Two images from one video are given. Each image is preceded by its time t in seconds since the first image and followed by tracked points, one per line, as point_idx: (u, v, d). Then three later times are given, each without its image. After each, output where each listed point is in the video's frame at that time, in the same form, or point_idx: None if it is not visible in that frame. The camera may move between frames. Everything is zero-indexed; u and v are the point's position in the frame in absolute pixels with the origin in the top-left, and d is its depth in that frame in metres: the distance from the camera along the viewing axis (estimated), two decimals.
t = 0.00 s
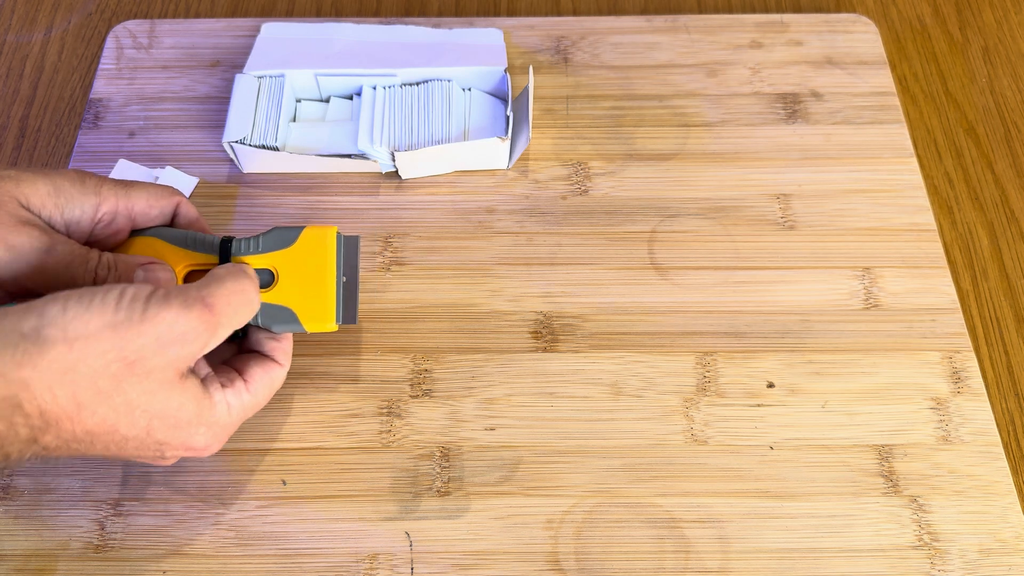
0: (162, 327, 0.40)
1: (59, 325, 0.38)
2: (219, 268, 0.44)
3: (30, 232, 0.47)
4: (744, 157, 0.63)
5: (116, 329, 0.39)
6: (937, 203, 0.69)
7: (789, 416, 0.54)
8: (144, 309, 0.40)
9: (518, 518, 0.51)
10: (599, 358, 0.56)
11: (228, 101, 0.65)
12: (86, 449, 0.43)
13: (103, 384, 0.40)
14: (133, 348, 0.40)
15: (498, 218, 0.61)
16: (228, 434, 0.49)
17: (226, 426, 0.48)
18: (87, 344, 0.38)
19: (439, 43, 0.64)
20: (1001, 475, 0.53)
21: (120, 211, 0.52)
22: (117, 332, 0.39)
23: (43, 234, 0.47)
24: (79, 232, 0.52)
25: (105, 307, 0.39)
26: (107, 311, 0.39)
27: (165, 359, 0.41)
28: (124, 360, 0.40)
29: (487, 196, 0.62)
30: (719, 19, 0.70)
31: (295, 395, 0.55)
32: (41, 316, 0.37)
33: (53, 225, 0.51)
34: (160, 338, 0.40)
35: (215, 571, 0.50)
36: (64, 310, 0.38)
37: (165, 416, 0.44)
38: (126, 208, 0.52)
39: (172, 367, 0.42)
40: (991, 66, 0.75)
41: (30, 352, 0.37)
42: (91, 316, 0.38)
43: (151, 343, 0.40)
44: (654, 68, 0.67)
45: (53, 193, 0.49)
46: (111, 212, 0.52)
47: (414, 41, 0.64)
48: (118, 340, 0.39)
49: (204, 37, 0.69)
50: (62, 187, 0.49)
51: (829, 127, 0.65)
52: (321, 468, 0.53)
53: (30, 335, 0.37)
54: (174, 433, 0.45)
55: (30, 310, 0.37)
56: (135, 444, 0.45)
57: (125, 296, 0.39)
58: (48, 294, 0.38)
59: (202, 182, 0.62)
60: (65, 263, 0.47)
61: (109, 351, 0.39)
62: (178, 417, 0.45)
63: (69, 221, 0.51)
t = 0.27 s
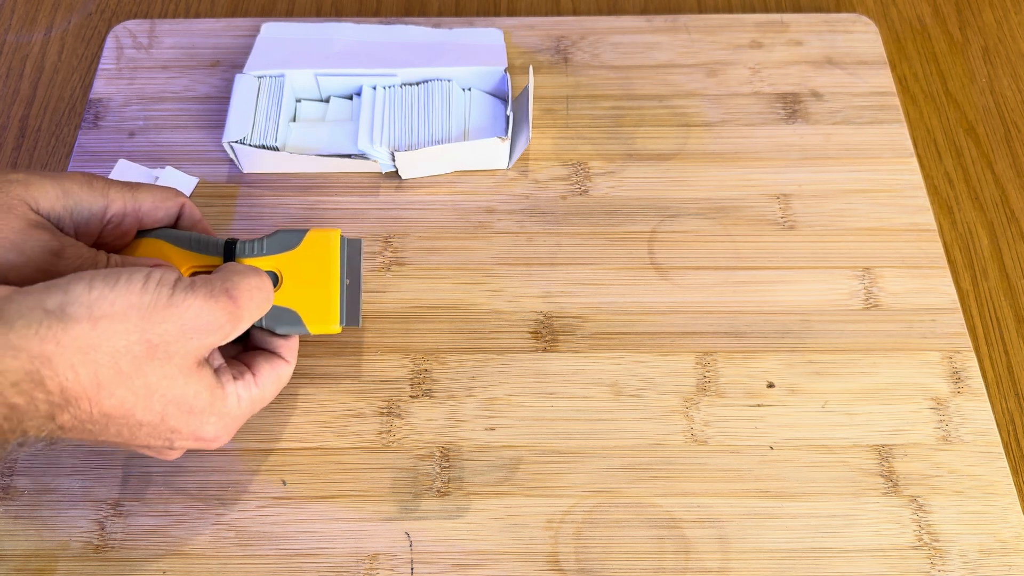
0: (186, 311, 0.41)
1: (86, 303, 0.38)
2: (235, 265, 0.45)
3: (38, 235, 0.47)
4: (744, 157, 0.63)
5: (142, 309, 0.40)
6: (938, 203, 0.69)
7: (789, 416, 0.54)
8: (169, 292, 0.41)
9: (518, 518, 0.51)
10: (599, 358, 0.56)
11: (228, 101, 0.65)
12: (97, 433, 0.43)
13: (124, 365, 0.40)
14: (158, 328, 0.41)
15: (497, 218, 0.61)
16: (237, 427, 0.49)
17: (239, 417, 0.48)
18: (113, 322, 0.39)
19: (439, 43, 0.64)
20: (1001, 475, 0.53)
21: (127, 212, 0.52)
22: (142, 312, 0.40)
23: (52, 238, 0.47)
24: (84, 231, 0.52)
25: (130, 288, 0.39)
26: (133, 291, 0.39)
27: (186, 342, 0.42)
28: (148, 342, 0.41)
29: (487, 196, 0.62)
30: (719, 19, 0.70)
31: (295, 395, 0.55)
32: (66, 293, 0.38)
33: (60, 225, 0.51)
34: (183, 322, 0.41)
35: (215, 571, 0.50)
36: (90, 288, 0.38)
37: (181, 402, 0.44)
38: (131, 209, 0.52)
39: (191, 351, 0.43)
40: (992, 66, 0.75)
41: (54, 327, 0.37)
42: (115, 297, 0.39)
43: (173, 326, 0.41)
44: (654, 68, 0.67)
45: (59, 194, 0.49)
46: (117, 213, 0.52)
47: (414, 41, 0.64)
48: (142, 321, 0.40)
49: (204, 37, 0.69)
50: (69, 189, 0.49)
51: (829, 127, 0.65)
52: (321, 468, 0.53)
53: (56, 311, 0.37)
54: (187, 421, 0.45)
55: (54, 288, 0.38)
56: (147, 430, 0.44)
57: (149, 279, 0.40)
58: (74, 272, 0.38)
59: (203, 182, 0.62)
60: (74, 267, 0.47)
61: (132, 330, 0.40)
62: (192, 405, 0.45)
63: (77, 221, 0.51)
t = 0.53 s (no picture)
0: (130, 330, 0.42)
1: (28, 340, 0.40)
2: (189, 269, 0.44)
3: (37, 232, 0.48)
4: (744, 157, 0.63)
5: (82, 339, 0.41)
6: (938, 203, 0.69)
7: (789, 416, 0.54)
8: (109, 315, 0.41)
9: (518, 518, 0.51)
10: (599, 358, 0.56)
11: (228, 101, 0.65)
12: (80, 464, 0.44)
13: (78, 394, 0.42)
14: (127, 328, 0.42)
15: (497, 218, 0.61)
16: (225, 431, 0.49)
17: (218, 421, 0.48)
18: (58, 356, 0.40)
19: (439, 43, 0.64)
20: (1001, 475, 0.53)
21: (125, 210, 0.52)
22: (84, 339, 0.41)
23: (51, 236, 0.48)
24: (85, 231, 0.52)
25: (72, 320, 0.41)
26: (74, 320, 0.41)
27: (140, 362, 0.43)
28: (97, 367, 0.42)
29: (487, 196, 0.62)
30: (719, 19, 0.70)
31: (296, 395, 0.55)
32: (9, 333, 0.40)
33: (59, 225, 0.51)
34: (128, 342, 0.42)
35: (215, 571, 0.50)
36: (30, 325, 0.40)
37: (149, 420, 0.45)
38: (130, 207, 0.52)
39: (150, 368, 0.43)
40: (991, 66, 0.75)
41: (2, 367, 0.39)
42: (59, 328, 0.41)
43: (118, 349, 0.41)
44: (654, 68, 0.67)
45: (57, 193, 0.49)
46: (116, 212, 0.52)
47: (414, 41, 0.64)
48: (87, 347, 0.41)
49: (204, 37, 0.69)
50: (66, 186, 0.50)
51: (829, 127, 0.65)
52: (321, 468, 0.53)
53: (2, 352, 0.40)
54: (161, 436, 0.45)
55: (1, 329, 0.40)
56: (126, 453, 0.45)
57: (90, 306, 0.41)
58: (21, 310, 0.41)
59: (203, 182, 0.62)
60: (73, 262, 0.48)
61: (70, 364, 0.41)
62: (163, 422, 0.45)
63: (75, 221, 0.51)
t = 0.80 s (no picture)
0: (153, 314, 0.41)
1: (55, 313, 0.39)
2: (218, 269, 0.45)
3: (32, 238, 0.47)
4: (744, 157, 0.63)
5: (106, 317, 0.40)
6: (937, 203, 0.69)
7: (789, 416, 0.54)
8: (136, 299, 0.41)
9: (518, 518, 0.51)
10: (599, 358, 0.56)
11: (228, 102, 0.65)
12: (85, 443, 0.44)
13: (97, 374, 0.41)
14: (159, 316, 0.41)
15: (497, 218, 0.61)
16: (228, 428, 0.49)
17: (223, 420, 0.48)
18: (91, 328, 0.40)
19: (439, 43, 0.64)
20: (1001, 475, 0.53)
21: (123, 214, 0.52)
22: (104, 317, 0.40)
23: (46, 242, 0.47)
24: (83, 235, 0.52)
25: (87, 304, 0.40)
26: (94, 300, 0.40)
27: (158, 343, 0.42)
28: (120, 351, 0.41)
29: (487, 196, 0.62)
30: (719, 19, 0.70)
31: (296, 395, 0.55)
32: (36, 305, 0.39)
33: (56, 230, 0.51)
34: (153, 328, 0.41)
35: (215, 571, 0.50)
36: (60, 298, 0.39)
37: (161, 407, 0.44)
38: (128, 210, 0.52)
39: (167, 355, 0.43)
40: (991, 66, 0.75)
41: (24, 340, 0.38)
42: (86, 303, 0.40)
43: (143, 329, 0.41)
44: (654, 68, 0.67)
45: (53, 198, 0.49)
46: (114, 215, 0.52)
47: (414, 41, 0.64)
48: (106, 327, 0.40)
49: (204, 37, 0.69)
50: (65, 190, 0.50)
51: (829, 127, 0.65)
52: (321, 468, 0.53)
53: (25, 326, 0.38)
54: (170, 425, 0.45)
55: (26, 299, 0.39)
56: (130, 438, 0.45)
57: (119, 286, 0.41)
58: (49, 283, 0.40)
59: (202, 182, 0.62)
60: (71, 269, 0.47)
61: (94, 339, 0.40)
62: (172, 410, 0.45)
63: (73, 226, 0.51)
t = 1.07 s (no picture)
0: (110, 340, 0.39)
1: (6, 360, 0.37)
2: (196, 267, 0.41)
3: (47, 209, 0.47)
4: (744, 157, 0.63)
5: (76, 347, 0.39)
6: (937, 203, 0.69)
7: (789, 416, 0.54)
8: (89, 327, 0.39)
9: (518, 518, 0.51)
10: (599, 357, 0.56)
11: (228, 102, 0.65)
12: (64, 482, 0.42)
13: (63, 415, 0.39)
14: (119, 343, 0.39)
15: (497, 218, 0.61)
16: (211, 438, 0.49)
17: (206, 431, 0.47)
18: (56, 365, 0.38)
19: (439, 43, 0.64)
20: (1001, 475, 0.53)
21: (136, 199, 0.52)
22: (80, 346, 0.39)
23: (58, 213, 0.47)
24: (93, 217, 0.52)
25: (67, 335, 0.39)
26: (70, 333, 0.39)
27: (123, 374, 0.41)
28: (79, 386, 0.39)
29: (487, 196, 0.62)
30: (719, 19, 0.70)
31: (295, 395, 0.55)
32: None
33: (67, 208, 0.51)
34: (113, 355, 0.39)
35: (215, 571, 0.50)
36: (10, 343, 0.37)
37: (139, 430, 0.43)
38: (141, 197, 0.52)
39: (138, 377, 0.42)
40: (991, 66, 0.75)
41: None
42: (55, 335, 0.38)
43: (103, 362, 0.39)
44: (654, 68, 0.67)
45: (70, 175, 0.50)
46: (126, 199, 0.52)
47: (414, 41, 0.64)
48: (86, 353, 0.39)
49: (204, 37, 0.69)
50: (83, 172, 0.50)
51: (829, 128, 0.65)
52: (321, 467, 0.53)
53: None
54: (151, 445, 0.44)
55: None
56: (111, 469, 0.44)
57: (67, 320, 0.39)
58: None
59: (203, 182, 0.62)
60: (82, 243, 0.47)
61: (67, 316, 0.40)
62: (148, 433, 0.44)
63: (84, 205, 0.51)
